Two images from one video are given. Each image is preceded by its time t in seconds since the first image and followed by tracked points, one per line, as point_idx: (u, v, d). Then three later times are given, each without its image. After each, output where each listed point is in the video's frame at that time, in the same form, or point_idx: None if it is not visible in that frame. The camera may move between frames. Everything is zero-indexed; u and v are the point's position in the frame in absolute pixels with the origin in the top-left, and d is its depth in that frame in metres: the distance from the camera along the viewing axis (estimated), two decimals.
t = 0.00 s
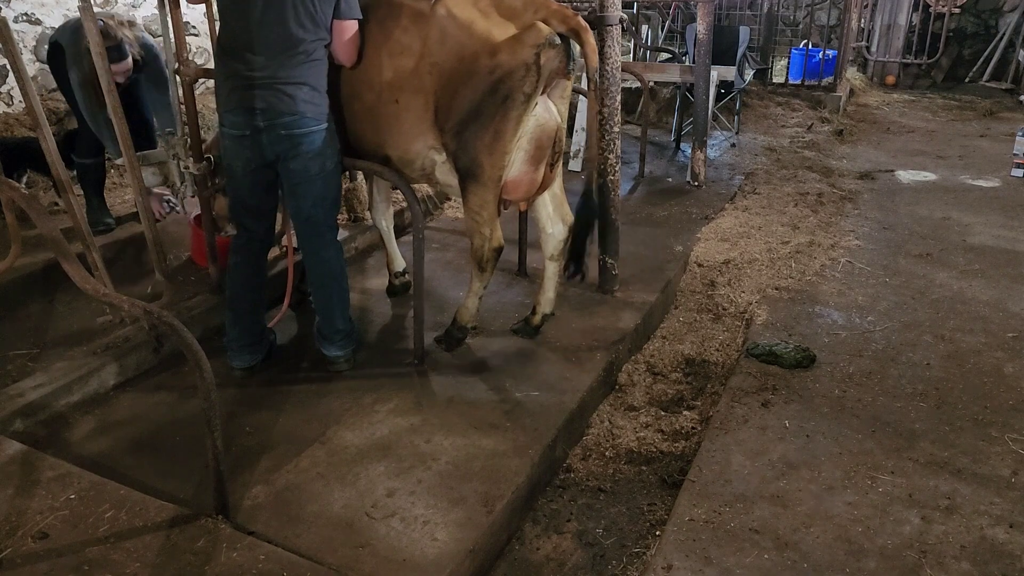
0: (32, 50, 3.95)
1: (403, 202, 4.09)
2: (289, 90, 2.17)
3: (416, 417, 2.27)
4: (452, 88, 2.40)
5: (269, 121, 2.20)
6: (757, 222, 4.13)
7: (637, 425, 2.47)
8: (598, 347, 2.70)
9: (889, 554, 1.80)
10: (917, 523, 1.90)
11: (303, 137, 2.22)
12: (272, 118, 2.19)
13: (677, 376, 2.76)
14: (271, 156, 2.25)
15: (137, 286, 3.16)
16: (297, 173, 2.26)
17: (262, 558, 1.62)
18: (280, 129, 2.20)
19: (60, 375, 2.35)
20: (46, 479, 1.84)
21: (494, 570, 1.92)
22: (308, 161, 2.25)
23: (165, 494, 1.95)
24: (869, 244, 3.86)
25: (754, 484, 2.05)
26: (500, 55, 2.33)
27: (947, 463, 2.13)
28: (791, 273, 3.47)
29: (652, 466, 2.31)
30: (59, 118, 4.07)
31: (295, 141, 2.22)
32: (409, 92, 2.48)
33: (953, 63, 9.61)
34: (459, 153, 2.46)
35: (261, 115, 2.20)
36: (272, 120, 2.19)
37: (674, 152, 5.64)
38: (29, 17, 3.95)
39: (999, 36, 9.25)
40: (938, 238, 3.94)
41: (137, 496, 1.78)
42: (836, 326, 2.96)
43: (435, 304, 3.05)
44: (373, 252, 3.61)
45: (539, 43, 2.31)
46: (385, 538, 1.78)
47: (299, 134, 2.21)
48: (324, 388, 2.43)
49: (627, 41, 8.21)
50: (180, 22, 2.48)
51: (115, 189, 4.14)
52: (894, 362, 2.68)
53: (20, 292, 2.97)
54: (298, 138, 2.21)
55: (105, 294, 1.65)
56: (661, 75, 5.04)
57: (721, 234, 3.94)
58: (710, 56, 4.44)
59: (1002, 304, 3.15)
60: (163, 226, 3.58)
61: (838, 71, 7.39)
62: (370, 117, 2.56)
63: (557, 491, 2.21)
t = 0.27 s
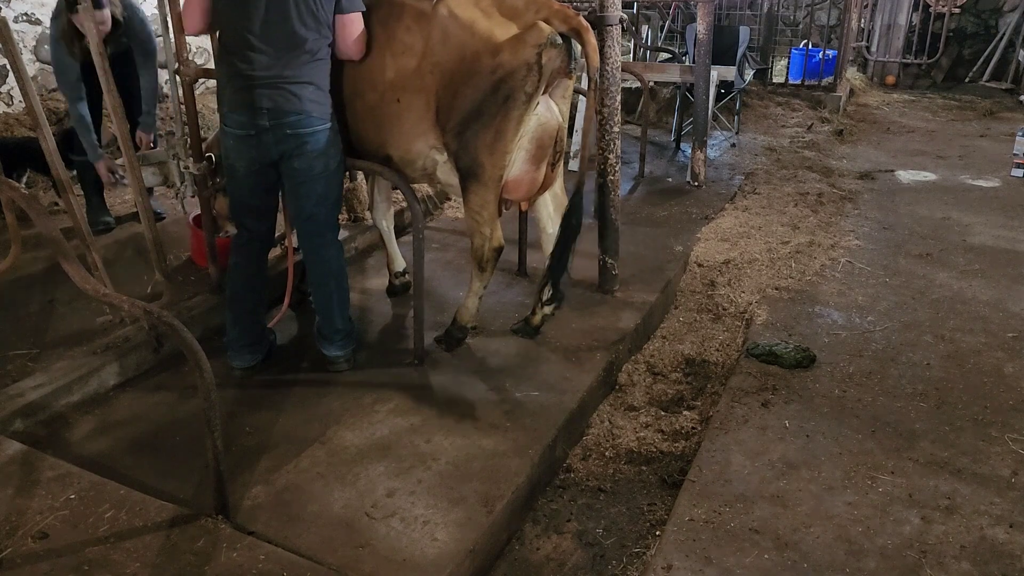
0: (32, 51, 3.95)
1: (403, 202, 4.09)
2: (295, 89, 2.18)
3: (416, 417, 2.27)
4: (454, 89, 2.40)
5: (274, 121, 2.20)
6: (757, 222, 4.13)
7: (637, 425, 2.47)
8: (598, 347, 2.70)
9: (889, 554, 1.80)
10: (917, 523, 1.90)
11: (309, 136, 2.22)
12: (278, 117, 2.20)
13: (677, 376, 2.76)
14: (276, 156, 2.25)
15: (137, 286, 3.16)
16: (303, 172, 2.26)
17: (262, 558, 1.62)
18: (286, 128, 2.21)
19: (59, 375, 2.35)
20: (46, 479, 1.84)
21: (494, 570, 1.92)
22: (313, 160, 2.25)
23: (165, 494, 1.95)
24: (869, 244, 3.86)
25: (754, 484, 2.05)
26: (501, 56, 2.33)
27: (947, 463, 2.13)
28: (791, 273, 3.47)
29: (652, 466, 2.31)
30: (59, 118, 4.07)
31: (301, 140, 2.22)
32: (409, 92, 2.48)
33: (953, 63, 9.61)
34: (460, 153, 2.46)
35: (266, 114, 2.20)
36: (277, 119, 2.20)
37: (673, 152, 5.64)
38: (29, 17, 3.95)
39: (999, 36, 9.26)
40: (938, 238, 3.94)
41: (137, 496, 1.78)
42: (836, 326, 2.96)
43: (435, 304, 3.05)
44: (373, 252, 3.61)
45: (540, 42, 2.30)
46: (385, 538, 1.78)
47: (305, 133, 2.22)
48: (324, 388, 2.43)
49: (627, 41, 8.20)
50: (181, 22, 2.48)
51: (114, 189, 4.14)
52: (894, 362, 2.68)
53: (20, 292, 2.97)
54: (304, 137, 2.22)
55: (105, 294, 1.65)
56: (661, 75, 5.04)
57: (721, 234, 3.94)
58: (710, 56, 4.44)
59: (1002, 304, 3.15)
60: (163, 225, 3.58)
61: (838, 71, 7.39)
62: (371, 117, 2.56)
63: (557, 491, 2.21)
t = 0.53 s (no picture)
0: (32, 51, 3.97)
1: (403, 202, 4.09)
2: (301, 89, 2.18)
3: (416, 417, 2.27)
4: (456, 88, 2.40)
5: (280, 122, 2.20)
6: (757, 222, 4.13)
7: (637, 425, 2.47)
8: (598, 347, 2.70)
9: (889, 554, 1.80)
10: (917, 523, 1.90)
11: (315, 137, 2.24)
12: (284, 119, 2.20)
13: (677, 376, 2.76)
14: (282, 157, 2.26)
15: (137, 286, 3.16)
16: (308, 174, 2.27)
17: (262, 558, 1.62)
18: (293, 130, 2.21)
19: (59, 375, 2.35)
20: (46, 479, 1.84)
21: (494, 570, 1.92)
22: (319, 161, 2.27)
23: (165, 494, 1.95)
24: (869, 244, 3.86)
25: (754, 484, 2.05)
26: (503, 55, 2.33)
27: (947, 463, 2.13)
28: (792, 273, 3.47)
29: (652, 466, 2.31)
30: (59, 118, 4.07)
31: (308, 141, 2.23)
32: (410, 91, 2.48)
33: (953, 63, 9.61)
34: (462, 153, 2.45)
35: (272, 116, 2.19)
36: (284, 121, 2.20)
37: (673, 152, 5.64)
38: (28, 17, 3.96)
39: (999, 36, 9.26)
40: (938, 238, 3.94)
41: (137, 496, 1.78)
42: (836, 326, 2.96)
43: (435, 304, 3.05)
44: (373, 252, 3.61)
45: (542, 41, 2.32)
46: (385, 538, 1.78)
47: (312, 134, 2.23)
48: (324, 388, 2.44)
49: (626, 40, 8.20)
50: (181, 22, 2.48)
51: (113, 189, 4.12)
52: (894, 362, 2.68)
53: (20, 292, 2.97)
54: (311, 139, 2.23)
55: (105, 294, 1.66)
56: (661, 75, 5.04)
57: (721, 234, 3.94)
58: (710, 56, 4.44)
59: (1002, 304, 3.15)
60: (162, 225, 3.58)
61: (838, 71, 7.39)
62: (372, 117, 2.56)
63: (557, 491, 2.21)
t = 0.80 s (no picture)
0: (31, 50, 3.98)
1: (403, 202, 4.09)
2: (304, 91, 2.20)
3: (416, 417, 2.27)
4: (458, 87, 2.39)
5: (284, 124, 2.21)
6: (757, 223, 4.13)
7: (637, 425, 2.47)
8: (598, 346, 2.70)
9: (889, 554, 1.80)
10: (917, 523, 1.90)
11: (318, 138, 2.26)
12: (288, 121, 2.21)
13: (677, 376, 2.76)
14: (285, 158, 2.27)
15: (137, 286, 3.16)
16: (311, 174, 2.29)
17: (262, 558, 1.62)
18: (297, 132, 2.23)
19: (59, 375, 2.35)
20: (46, 479, 1.84)
21: (494, 570, 1.92)
22: (322, 162, 2.29)
23: (165, 494, 1.94)
24: (869, 244, 3.86)
25: (754, 484, 2.05)
26: (506, 54, 2.33)
27: (947, 463, 2.13)
28: (792, 273, 3.47)
29: (652, 466, 2.31)
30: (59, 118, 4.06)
31: (312, 142, 2.25)
32: (412, 91, 2.48)
33: (953, 63, 9.61)
34: (463, 152, 2.45)
35: (275, 118, 2.20)
36: (288, 123, 2.21)
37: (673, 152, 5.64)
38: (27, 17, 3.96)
39: (999, 36, 9.26)
40: (938, 238, 3.94)
41: (137, 496, 1.78)
42: (836, 326, 2.96)
43: (435, 304, 3.06)
44: (374, 252, 3.61)
45: (545, 41, 2.31)
46: (385, 538, 1.78)
47: (315, 135, 2.25)
48: (324, 388, 2.44)
49: (626, 41, 8.21)
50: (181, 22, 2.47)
51: (113, 189, 4.11)
52: (894, 362, 2.68)
53: (20, 292, 2.97)
54: (314, 140, 2.25)
55: (105, 294, 1.66)
56: (661, 75, 5.04)
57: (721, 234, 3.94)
58: (710, 56, 4.45)
59: (1001, 304, 3.15)
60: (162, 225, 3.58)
61: (839, 71, 7.39)
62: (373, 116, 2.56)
63: (557, 491, 2.21)
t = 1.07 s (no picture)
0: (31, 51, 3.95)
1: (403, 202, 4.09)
2: (301, 94, 2.18)
3: (416, 417, 2.27)
4: (459, 91, 2.40)
5: (280, 127, 2.20)
6: (757, 222, 4.13)
7: (637, 425, 2.47)
8: (598, 347, 2.70)
9: (889, 554, 1.80)
10: (916, 523, 1.90)
11: (315, 143, 2.24)
12: (284, 124, 2.20)
13: (677, 376, 2.76)
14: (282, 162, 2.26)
15: (137, 286, 3.16)
16: (308, 179, 2.27)
17: (262, 558, 1.62)
18: (293, 135, 2.21)
19: (59, 375, 2.35)
20: (46, 479, 1.84)
21: (494, 570, 1.92)
22: (318, 166, 2.27)
23: (165, 494, 1.94)
24: (869, 244, 3.86)
25: (754, 484, 2.05)
26: (507, 60, 2.34)
27: (947, 463, 2.13)
28: (792, 273, 3.47)
29: (652, 466, 2.31)
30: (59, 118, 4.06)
31: (308, 146, 2.23)
32: (412, 92, 2.48)
33: (953, 63, 9.61)
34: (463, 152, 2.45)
35: (271, 121, 2.19)
36: (284, 126, 2.20)
37: (673, 152, 5.64)
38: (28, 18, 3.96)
39: (998, 36, 9.26)
40: (938, 238, 3.94)
41: (137, 496, 1.78)
42: (836, 326, 2.96)
43: (434, 304, 3.06)
44: (374, 252, 3.61)
45: (547, 46, 2.30)
46: (385, 538, 1.78)
47: (312, 140, 2.23)
48: (325, 388, 2.44)
49: (626, 40, 8.20)
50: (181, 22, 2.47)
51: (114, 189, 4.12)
52: (894, 362, 2.68)
53: (20, 292, 2.97)
54: (311, 144, 2.23)
55: (105, 294, 1.66)
56: (661, 75, 5.04)
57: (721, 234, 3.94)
58: (710, 56, 4.45)
59: (1001, 304, 3.15)
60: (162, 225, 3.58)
61: (838, 71, 7.39)
62: (374, 117, 2.57)
63: (557, 491, 2.21)
